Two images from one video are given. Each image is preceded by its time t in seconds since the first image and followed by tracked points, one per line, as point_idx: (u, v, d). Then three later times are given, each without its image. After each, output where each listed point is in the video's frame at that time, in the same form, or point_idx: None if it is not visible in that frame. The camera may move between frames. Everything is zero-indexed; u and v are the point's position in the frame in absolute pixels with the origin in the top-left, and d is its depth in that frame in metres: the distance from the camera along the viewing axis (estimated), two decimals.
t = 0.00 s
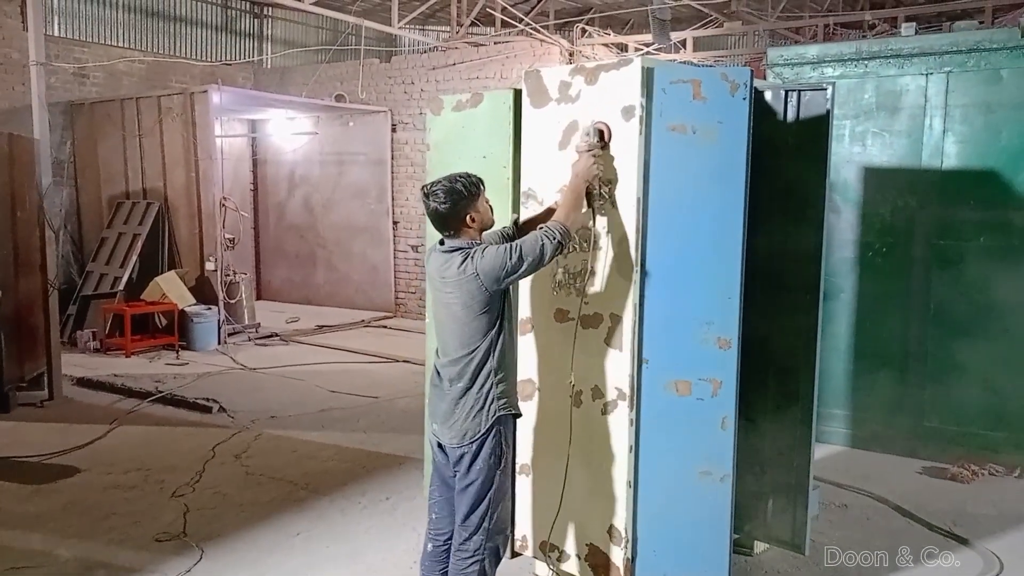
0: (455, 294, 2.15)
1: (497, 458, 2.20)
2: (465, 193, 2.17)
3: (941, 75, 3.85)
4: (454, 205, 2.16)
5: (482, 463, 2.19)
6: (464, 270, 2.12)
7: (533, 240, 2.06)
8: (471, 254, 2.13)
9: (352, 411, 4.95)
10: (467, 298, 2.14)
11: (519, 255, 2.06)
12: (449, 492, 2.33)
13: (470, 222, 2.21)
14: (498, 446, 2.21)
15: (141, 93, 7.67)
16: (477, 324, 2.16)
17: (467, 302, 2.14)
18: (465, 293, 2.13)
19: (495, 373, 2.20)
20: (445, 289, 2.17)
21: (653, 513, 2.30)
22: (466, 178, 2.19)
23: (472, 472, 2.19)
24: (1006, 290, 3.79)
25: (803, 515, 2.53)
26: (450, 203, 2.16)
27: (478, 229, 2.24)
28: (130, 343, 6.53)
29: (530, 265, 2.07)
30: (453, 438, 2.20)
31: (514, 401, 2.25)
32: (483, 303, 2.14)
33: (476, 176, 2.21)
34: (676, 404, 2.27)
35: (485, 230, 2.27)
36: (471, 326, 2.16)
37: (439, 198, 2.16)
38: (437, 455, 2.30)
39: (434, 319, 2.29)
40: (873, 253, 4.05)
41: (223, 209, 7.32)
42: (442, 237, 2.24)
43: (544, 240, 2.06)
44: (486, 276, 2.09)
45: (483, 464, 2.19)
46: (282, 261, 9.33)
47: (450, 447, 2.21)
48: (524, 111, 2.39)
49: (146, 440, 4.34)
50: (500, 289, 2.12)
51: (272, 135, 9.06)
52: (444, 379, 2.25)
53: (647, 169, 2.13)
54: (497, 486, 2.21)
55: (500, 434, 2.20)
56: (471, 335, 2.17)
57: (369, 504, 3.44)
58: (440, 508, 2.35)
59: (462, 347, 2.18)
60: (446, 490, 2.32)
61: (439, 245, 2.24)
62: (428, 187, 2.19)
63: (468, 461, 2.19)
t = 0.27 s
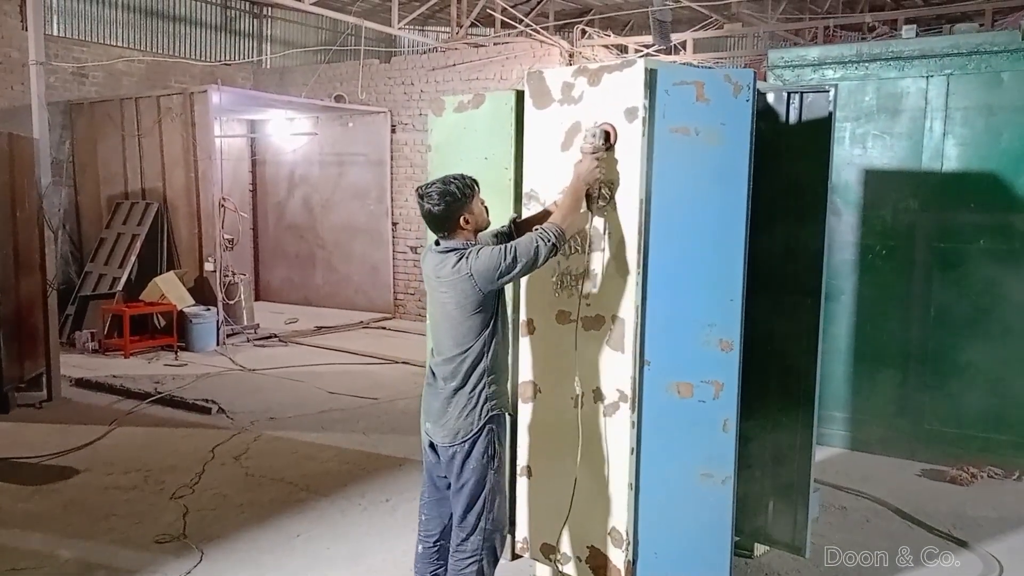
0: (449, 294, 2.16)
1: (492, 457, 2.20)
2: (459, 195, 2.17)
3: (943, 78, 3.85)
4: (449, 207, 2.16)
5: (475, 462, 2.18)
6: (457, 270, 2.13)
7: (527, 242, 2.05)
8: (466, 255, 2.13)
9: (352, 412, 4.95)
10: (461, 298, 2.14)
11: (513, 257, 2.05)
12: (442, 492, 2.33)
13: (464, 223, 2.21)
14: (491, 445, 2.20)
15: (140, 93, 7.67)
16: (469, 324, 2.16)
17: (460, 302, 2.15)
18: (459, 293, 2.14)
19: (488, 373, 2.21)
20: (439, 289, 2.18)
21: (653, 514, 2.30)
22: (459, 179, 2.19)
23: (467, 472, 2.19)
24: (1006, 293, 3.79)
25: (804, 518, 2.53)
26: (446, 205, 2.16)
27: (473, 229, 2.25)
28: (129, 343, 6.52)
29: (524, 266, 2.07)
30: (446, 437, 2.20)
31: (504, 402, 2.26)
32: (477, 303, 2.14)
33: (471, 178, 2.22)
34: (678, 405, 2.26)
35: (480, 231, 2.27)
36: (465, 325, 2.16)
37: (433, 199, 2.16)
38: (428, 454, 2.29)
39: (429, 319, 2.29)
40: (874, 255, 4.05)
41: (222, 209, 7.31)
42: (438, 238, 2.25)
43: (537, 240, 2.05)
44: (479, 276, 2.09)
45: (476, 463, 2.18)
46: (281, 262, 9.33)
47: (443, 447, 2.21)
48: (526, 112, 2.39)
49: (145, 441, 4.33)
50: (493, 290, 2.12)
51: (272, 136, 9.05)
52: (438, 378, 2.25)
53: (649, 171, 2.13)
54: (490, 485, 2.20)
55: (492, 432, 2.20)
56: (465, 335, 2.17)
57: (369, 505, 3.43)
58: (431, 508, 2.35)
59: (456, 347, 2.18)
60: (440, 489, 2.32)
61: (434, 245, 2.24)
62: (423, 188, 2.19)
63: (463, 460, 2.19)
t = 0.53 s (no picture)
0: (448, 291, 2.16)
1: (499, 456, 2.17)
2: (458, 195, 2.17)
3: (939, 79, 3.86)
4: (447, 207, 2.16)
5: (474, 461, 2.16)
6: (455, 268, 2.13)
7: (524, 240, 2.06)
8: (464, 253, 2.14)
9: (349, 411, 4.94)
10: (460, 295, 2.14)
11: (512, 255, 2.05)
12: (446, 489, 2.32)
13: (463, 223, 2.21)
14: (496, 444, 2.17)
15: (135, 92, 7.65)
16: (467, 322, 2.16)
17: (459, 300, 2.14)
18: (458, 290, 2.14)
19: (485, 371, 2.19)
20: (438, 286, 2.18)
21: (653, 514, 2.30)
22: (458, 179, 2.19)
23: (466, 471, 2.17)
24: (1003, 294, 3.80)
25: (804, 518, 2.54)
26: (444, 205, 2.16)
27: (472, 229, 2.25)
28: (124, 342, 6.50)
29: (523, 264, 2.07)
30: (445, 436, 2.19)
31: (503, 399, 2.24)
32: (475, 301, 2.13)
33: (469, 178, 2.21)
34: (679, 405, 2.26)
35: (479, 231, 2.27)
36: (463, 323, 2.15)
37: (431, 199, 2.17)
38: (427, 453, 2.29)
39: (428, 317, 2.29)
40: (871, 256, 4.06)
41: (218, 208, 7.29)
42: (436, 238, 2.25)
43: (536, 237, 2.06)
44: (478, 273, 2.10)
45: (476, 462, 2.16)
46: (277, 261, 9.31)
47: (443, 446, 2.20)
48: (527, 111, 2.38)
49: (141, 441, 4.32)
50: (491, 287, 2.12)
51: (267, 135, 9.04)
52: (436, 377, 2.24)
53: (652, 171, 2.13)
54: (498, 483, 2.18)
55: (493, 432, 2.16)
56: (463, 333, 2.16)
57: (367, 505, 3.42)
58: (428, 508, 2.35)
59: (454, 345, 2.17)
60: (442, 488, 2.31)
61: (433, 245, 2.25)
62: (422, 188, 2.19)
63: (468, 459, 2.17)
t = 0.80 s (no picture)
0: (471, 289, 2.11)
1: (515, 457, 2.13)
2: (480, 193, 2.13)
3: (935, 76, 3.88)
4: (469, 205, 2.12)
5: (495, 461, 2.12)
6: (480, 265, 2.08)
7: (548, 233, 2.04)
8: (489, 250, 2.09)
9: (344, 407, 4.93)
10: (483, 293, 2.09)
11: (536, 249, 2.03)
12: (461, 489, 2.27)
13: (486, 222, 2.16)
14: (513, 443, 2.14)
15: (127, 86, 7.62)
16: (491, 319, 2.11)
17: (483, 298, 2.10)
18: (482, 288, 2.09)
19: (507, 369, 2.15)
20: (460, 284, 2.13)
21: (654, 508, 2.33)
22: (479, 178, 2.15)
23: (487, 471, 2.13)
24: (998, 291, 3.82)
25: (802, 513, 2.56)
26: (466, 203, 2.12)
27: (494, 228, 2.20)
28: (116, 338, 6.47)
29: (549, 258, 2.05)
30: (465, 434, 2.14)
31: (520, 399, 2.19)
32: (500, 298, 2.09)
33: (491, 176, 2.18)
34: (679, 401, 2.28)
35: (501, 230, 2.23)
36: (486, 321, 2.11)
37: (454, 197, 2.12)
38: (444, 452, 2.24)
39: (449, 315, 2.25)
40: (867, 252, 4.08)
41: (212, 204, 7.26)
42: (457, 238, 2.20)
43: (559, 229, 2.04)
44: (504, 270, 2.05)
45: (497, 462, 2.12)
46: (270, 257, 9.29)
47: (462, 445, 2.15)
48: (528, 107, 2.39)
49: (136, 437, 4.30)
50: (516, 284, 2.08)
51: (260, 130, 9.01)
52: (455, 373, 2.19)
53: (654, 168, 2.17)
54: (512, 486, 2.13)
55: (512, 431, 2.13)
56: (485, 331, 2.12)
57: (365, 501, 3.43)
58: (442, 505, 2.31)
59: (477, 343, 2.13)
60: (454, 486, 2.27)
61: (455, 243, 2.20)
62: (442, 187, 2.14)
63: (485, 460, 2.12)
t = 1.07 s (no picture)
0: (510, 282, 2.05)
1: (555, 450, 2.12)
2: (515, 184, 2.06)
3: (929, 72, 3.90)
4: (503, 195, 2.05)
5: (537, 456, 2.09)
6: (518, 255, 2.03)
7: (577, 216, 2.01)
8: (526, 240, 2.03)
9: (339, 403, 4.93)
10: (523, 285, 2.04)
11: (572, 237, 1.99)
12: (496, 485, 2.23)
13: (520, 212, 2.10)
14: (552, 438, 2.11)
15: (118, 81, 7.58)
16: (531, 310, 2.06)
17: (523, 289, 2.05)
18: (522, 280, 2.04)
19: (549, 361, 2.12)
20: (498, 277, 2.07)
21: (653, 500, 2.37)
22: (513, 168, 2.08)
23: (529, 466, 2.10)
24: (991, 287, 3.85)
25: (801, 505, 2.59)
26: (499, 194, 2.04)
27: (528, 219, 2.14)
28: (109, 334, 6.45)
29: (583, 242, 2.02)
30: (505, 430, 2.10)
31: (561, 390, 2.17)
32: (540, 289, 2.04)
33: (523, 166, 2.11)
34: (679, 394, 2.31)
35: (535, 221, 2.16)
36: (527, 313, 2.06)
37: (488, 189, 2.05)
38: (480, 447, 2.19)
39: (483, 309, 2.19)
40: (860, 248, 4.11)
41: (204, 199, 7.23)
42: (490, 231, 2.14)
43: (590, 209, 2.01)
44: (545, 258, 2.00)
45: (538, 457, 2.09)
46: (261, 252, 9.27)
47: (502, 440, 2.11)
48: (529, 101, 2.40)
49: (131, 433, 4.29)
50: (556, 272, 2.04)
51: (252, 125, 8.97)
52: (494, 368, 2.15)
53: (654, 162, 2.18)
54: (553, 480, 2.12)
55: (552, 425, 2.11)
56: (525, 323, 2.07)
57: (362, 496, 3.43)
58: (473, 500, 2.23)
59: (517, 336, 2.09)
60: (487, 484, 2.22)
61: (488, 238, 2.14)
62: (476, 180, 2.08)
63: (525, 455, 2.10)
